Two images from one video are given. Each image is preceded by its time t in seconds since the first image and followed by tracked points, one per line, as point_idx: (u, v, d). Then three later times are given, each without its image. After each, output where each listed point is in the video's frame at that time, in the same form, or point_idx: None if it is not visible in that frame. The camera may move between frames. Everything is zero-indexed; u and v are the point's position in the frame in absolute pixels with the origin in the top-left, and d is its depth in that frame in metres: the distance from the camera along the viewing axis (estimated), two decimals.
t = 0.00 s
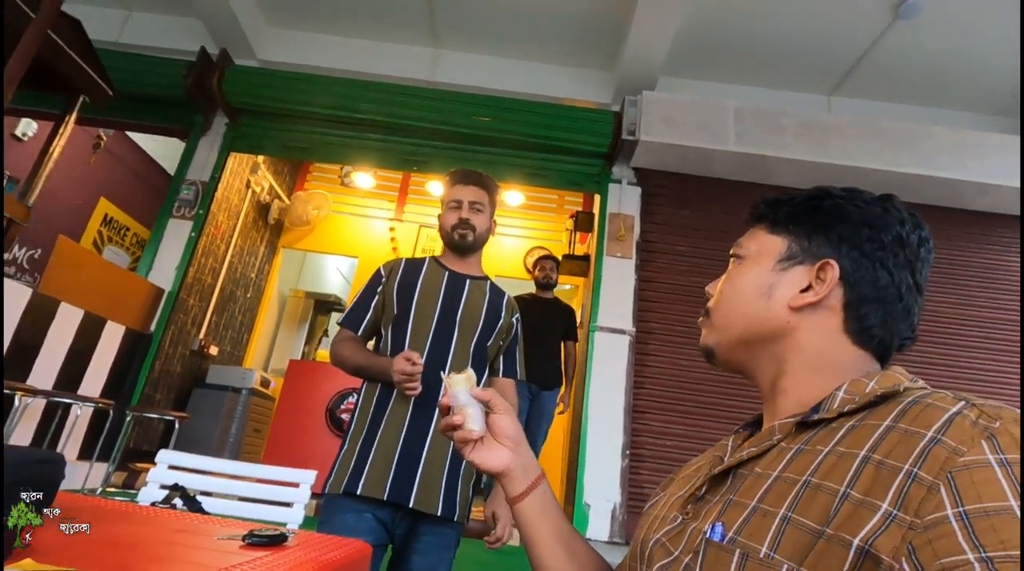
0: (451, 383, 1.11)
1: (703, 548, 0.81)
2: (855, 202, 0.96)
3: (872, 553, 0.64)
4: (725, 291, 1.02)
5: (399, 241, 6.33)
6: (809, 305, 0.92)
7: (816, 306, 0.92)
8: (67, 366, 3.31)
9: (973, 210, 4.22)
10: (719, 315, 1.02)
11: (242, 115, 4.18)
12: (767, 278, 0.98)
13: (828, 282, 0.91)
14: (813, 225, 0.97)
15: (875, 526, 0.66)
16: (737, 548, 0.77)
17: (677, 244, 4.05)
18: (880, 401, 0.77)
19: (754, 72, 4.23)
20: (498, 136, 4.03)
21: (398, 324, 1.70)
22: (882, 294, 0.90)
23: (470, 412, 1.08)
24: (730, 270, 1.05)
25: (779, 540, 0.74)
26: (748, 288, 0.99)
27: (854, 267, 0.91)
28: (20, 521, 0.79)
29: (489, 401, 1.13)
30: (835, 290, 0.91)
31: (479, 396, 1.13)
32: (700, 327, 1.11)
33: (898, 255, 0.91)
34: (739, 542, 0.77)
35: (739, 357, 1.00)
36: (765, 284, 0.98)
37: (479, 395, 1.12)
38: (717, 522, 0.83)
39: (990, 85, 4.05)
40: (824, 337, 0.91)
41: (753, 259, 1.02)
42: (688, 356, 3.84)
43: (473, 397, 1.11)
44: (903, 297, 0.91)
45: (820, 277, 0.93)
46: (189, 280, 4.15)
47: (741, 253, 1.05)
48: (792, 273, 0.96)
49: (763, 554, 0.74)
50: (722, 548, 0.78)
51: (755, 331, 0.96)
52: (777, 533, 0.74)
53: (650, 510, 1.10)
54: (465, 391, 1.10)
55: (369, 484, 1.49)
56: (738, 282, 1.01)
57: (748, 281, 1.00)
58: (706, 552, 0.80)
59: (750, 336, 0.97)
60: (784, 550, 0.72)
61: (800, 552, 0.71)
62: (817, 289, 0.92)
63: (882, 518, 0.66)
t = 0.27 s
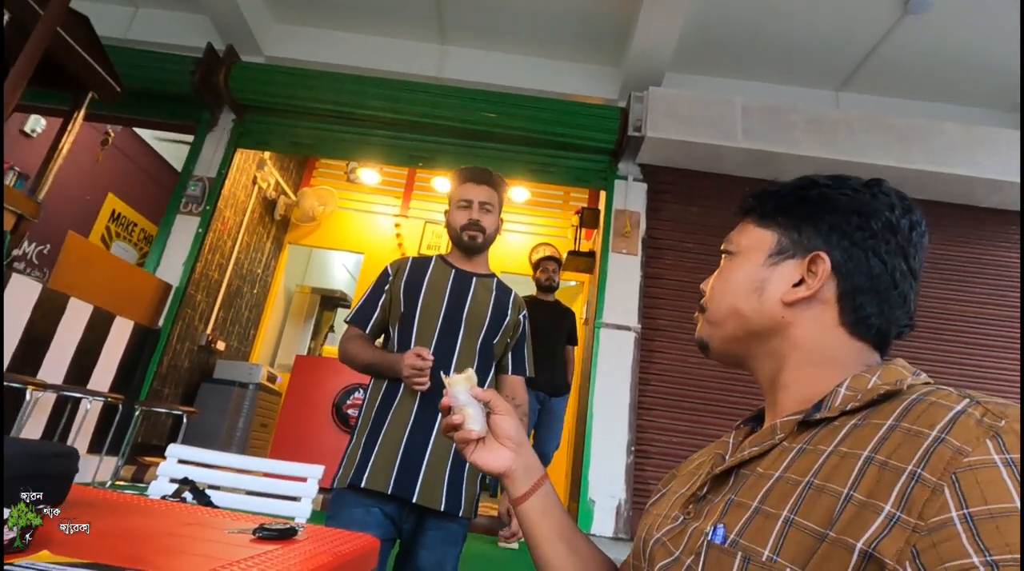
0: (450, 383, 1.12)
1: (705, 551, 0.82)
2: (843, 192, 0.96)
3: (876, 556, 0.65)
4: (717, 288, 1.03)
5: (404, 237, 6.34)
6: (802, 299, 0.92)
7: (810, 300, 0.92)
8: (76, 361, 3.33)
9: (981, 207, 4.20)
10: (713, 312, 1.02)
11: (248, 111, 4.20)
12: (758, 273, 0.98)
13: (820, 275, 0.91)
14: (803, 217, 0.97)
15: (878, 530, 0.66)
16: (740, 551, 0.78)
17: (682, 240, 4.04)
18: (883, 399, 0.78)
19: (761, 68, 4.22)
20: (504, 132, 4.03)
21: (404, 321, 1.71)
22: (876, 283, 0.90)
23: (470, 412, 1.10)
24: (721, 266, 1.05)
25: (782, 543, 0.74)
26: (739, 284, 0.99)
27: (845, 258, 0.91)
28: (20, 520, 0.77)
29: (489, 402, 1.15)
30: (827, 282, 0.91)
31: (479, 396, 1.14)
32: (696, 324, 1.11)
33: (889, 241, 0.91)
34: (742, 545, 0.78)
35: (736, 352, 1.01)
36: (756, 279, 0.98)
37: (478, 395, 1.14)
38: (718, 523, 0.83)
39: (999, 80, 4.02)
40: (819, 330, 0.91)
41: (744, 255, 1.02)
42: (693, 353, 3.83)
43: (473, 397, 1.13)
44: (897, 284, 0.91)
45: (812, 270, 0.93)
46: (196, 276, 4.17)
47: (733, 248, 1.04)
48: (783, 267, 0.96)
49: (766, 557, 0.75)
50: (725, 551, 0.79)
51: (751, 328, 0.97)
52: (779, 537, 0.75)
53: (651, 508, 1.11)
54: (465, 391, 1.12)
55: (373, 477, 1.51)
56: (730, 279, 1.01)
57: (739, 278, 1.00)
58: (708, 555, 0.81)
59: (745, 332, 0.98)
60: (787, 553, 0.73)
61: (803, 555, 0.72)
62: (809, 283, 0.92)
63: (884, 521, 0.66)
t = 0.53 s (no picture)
0: (450, 379, 1.11)
1: (705, 550, 0.81)
2: (855, 188, 0.95)
3: (877, 555, 0.65)
4: (722, 280, 1.03)
5: (400, 236, 6.33)
6: (805, 296, 0.92)
7: (813, 297, 0.92)
8: (70, 361, 3.31)
9: (975, 205, 4.21)
10: (716, 306, 1.02)
11: (243, 109, 4.18)
12: (763, 268, 0.98)
13: (824, 273, 0.91)
14: (813, 213, 0.97)
15: (879, 529, 0.66)
16: (740, 549, 0.78)
17: (678, 239, 4.04)
18: (884, 398, 0.78)
19: (757, 67, 4.22)
20: (500, 131, 4.02)
21: (403, 321, 1.71)
22: (882, 284, 0.90)
23: (469, 410, 1.09)
24: (728, 259, 1.06)
25: (782, 541, 0.74)
26: (744, 278, 1.00)
27: (852, 257, 0.91)
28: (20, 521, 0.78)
29: (488, 399, 1.14)
30: (832, 281, 0.92)
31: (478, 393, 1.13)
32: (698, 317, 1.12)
33: (899, 242, 0.91)
34: (742, 543, 0.78)
35: (734, 347, 1.01)
36: (761, 274, 0.98)
37: (478, 392, 1.12)
38: (717, 521, 0.83)
39: (993, 79, 4.04)
40: (821, 328, 0.91)
41: (751, 248, 1.02)
42: (690, 352, 3.84)
43: (472, 394, 1.12)
44: (903, 286, 0.91)
45: (817, 267, 0.93)
46: (191, 275, 4.15)
47: (739, 242, 1.05)
48: (789, 263, 0.96)
49: (766, 556, 0.75)
50: (724, 550, 0.79)
51: (752, 323, 0.97)
52: (779, 536, 0.75)
53: (651, 505, 1.11)
54: (464, 388, 1.10)
55: (373, 476, 1.50)
56: (735, 273, 1.02)
57: (744, 272, 1.00)
58: (708, 553, 0.81)
59: (745, 328, 0.98)
60: (788, 553, 0.73)
61: (803, 555, 0.72)
62: (813, 280, 0.92)
63: (886, 520, 0.66)
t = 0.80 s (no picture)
0: (450, 375, 1.09)
1: (710, 546, 0.81)
2: (871, 184, 0.95)
3: (884, 553, 0.64)
4: (735, 275, 1.03)
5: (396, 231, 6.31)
6: (818, 292, 0.92)
7: (827, 293, 0.92)
8: (62, 356, 3.28)
9: (970, 202, 4.22)
10: (727, 302, 1.02)
11: (237, 103, 4.14)
12: (776, 264, 0.98)
13: (839, 268, 0.91)
14: (828, 208, 0.97)
15: (887, 526, 0.66)
16: (745, 545, 0.77)
17: (675, 235, 4.04)
18: (893, 396, 0.77)
19: (754, 63, 4.22)
20: (496, 126, 4.00)
21: (400, 316, 1.69)
22: (897, 280, 0.89)
23: (468, 406, 1.08)
24: (739, 256, 1.05)
25: (788, 537, 0.74)
26: (756, 275, 0.99)
27: (867, 253, 0.91)
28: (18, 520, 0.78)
29: (488, 395, 1.12)
30: (847, 276, 0.91)
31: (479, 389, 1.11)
32: (709, 313, 1.11)
33: (915, 239, 0.91)
34: (747, 539, 0.78)
35: (747, 344, 1.01)
36: (774, 270, 0.97)
37: (478, 388, 1.10)
38: (722, 518, 0.83)
39: (989, 77, 4.05)
40: (833, 324, 0.91)
41: (764, 245, 1.02)
42: (685, 348, 3.84)
43: (472, 390, 1.10)
44: (918, 283, 0.91)
45: (831, 263, 0.92)
46: (184, 269, 4.12)
47: (752, 238, 1.05)
48: (803, 258, 0.96)
49: (772, 552, 0.75)
50: (729, 546, 0.79)
51: (764, 319, 0.97)
52: (785, 532, 0.75)
53: (654, 501, 1.11)
54: (464, 383, 1.09)
55: (371, 474, 1.49)
56: (747, 269, 1.01)
57: (757, 268, 1.00)
58: (713, 550, 0.81)
59: (757, 323, 0.97)
60: (793, 549, 0.73)
61: (809, 551, 0.71)
62: (827, 276, 0.92)
63: (894, 517, 0.66)
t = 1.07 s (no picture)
0: (449, 376, 1.10)
1: (706, 547, 0.81)
2: (867, 184, 0.95)
3: (879, 555, 0.64)
4: (732, 276, 1.02)
5: (395, 231, 6.28)
6: (817, 292, 0.92)
7: (824, 294, 0.92)
8: (62, 357, 3.28)
9: (970, 201, 4.22)
10: (725, 302, 1.02)
11: (236, 103, 4.14)
12: (775, 264, 0.98)
13: (837, 268, 0.91)
14: (824, 208, 0.97)
15: (882, 528, 0.66)
16: (740, 547, 0.77)
17: (674, 234, 4.04)
18: (888, 397, 0.77)
19: (753, 62, 4.22)
20: (495, 125, 4.00)
21: (399, 315, 1.70)
22: (895, 280, 0.89)
23: (468, 407, 1.08)
24: (737, 255, 1.05)
25: (784, 539, 0.74)
26: (754, 275, 0.99)
27: (865, 252, 0.91)
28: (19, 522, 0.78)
29: (488, 396, 1.12)
30: (845, 276, 0.91)
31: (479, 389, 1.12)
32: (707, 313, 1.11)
33: (912, 238, 0.91)
34: (743, 541, 0.78)
35: (745, 344, 1.01)
36: (772, 271, 0.97)
37: (477, 389, 1.11)
38: (718, 519, 0.83)
39: (988, 75, 4.04)
40: (831, 324, 0.91)
41: (761, 245, 1.02)
42: (685, 347, 3.84)
43: (472, 391, 1.10)
44: (916, 282, 0.91)
45: (829, 263, 0.92)
46: (184, 269, 4.12)
47: (750, 238, 1.05)
48: (801, 259, 0.96)
49: (767, 554, 0.75)
50: (725, 547, 0.79)
51: (762, 318, 0.97)
52: (781, 533, 0.75)
53: (652, 503, 1.11)
54: (463, 385, 1.09)
55: (371, 474, 1.49)
56: (744, 269, 1.01)
57: (754, 268, 1.00)
58: (708, 552, 0.80)
59: (755, 323, 0.98)
60: (789, 550, 0.73)
61: (805, 553, 0.71)
62: (826, 276, 0.92)
63: (889, 519, 0.66)
